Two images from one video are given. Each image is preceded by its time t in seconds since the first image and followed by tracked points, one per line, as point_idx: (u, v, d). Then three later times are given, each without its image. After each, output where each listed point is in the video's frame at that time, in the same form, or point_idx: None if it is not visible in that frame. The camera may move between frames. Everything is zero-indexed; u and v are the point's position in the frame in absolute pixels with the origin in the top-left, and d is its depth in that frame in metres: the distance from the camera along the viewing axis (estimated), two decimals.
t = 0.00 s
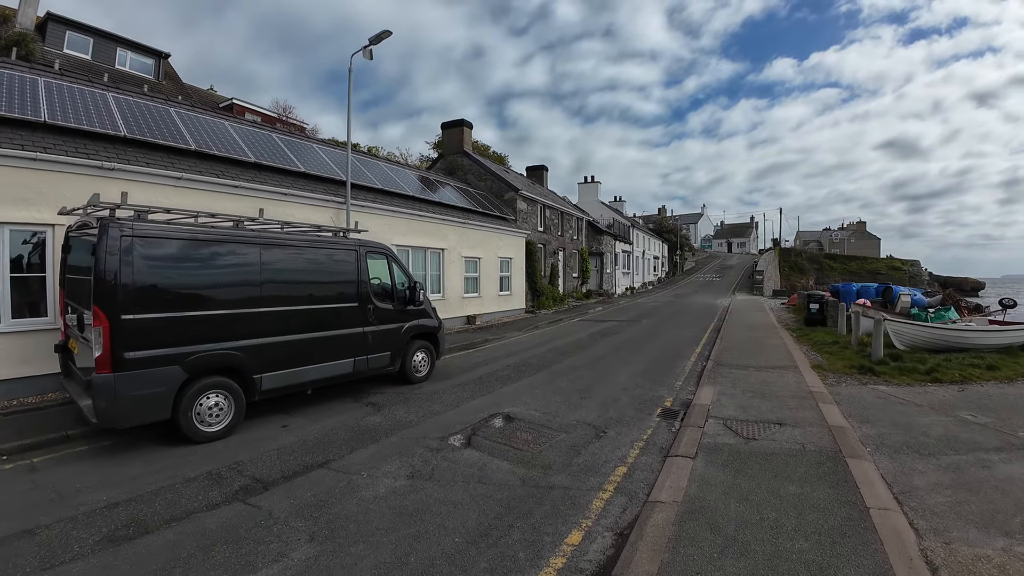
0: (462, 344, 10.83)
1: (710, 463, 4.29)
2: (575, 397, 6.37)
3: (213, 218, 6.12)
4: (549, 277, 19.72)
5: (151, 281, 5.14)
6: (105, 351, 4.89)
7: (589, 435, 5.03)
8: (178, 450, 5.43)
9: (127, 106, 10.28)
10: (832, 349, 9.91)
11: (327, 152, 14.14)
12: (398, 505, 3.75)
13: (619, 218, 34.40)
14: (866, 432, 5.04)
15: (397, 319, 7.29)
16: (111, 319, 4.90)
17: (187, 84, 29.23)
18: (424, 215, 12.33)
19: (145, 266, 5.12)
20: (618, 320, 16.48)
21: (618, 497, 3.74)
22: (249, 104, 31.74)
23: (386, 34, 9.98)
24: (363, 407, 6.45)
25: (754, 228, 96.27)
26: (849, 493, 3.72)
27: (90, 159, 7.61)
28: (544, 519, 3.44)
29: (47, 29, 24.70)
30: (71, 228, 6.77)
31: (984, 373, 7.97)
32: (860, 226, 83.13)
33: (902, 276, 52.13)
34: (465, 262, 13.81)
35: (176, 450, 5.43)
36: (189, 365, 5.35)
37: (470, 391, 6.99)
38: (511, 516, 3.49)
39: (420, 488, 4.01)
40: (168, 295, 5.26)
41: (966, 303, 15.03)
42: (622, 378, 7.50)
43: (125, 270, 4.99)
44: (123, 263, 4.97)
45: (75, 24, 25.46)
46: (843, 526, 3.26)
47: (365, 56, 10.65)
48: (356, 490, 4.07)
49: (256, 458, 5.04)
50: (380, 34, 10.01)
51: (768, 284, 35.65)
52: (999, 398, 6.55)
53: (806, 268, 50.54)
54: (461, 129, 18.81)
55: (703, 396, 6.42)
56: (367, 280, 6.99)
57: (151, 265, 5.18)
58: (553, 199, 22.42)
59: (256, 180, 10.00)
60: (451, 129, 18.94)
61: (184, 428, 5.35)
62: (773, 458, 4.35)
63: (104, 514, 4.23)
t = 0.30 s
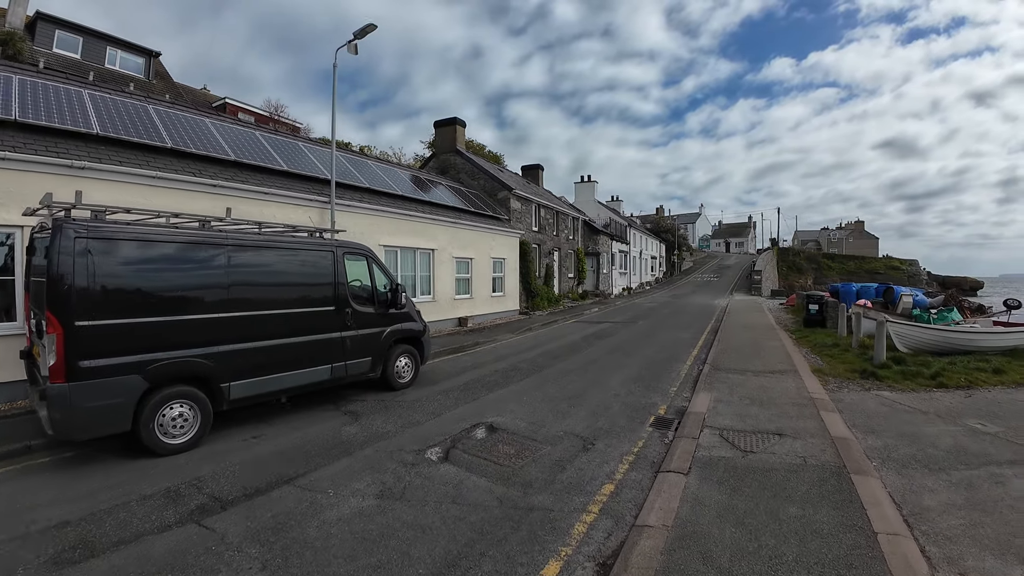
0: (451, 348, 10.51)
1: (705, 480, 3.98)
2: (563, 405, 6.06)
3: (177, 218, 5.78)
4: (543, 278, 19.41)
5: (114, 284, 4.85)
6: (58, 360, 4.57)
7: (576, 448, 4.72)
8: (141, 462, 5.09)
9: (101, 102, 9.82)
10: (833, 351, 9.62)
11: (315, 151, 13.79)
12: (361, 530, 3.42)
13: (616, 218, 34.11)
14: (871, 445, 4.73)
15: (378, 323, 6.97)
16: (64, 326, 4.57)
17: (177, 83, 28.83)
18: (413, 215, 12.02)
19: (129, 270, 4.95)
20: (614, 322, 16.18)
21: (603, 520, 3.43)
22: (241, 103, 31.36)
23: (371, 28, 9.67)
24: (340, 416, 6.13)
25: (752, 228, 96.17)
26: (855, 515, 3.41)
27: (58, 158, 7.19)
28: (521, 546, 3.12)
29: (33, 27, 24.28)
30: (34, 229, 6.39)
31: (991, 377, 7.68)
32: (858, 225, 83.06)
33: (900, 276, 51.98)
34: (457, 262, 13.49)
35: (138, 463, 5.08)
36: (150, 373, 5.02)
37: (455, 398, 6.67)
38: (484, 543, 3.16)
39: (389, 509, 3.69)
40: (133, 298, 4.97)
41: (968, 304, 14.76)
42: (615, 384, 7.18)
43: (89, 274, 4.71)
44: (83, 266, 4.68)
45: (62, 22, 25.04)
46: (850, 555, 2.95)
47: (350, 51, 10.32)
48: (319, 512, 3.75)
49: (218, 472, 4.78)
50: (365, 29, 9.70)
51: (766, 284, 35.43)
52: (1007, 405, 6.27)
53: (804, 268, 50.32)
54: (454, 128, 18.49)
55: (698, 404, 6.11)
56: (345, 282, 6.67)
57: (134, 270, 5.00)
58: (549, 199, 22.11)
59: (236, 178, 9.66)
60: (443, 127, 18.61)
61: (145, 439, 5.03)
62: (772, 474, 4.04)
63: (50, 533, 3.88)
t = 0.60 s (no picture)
0: (443, 348, 10.16)
1: (706, 493, 3.63)
2: (555, 409, 5.71)
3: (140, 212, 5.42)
4: (540, 277, 19.06)
5: (78, 280, 4.54)
6: (10, 361, 4.20)
7: (566, 457, 4.37)
8: (102, 471, 4.73)
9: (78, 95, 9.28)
10: (838, 351, 9.27)
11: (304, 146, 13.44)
12: (320, 551, 3.08)
13: (614, 216, 33.76)
14: (883, 452, 4.38)
15: (360, 322, 6.63)
16: (16, 325, 4.22)
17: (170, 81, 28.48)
18: (405, 213, 11.62)
19: (132, 267, 4.86)
20: (612, 321, 15.83)
21: (591, 540, 3.08)
22: (235, 101, 31.01)
23: (357, 17, 9.32)
24: (318, 421, 5.81)
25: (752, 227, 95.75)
26: (872, 534, 3.06)
27: (28, 154, 6.75)
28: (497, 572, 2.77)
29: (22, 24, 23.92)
30: None
31: (1005, 378, 7.33)
32: (858, 223, 82.68)
33: (902, 274, 51.58)
34: (450, 261, 13.13)
35: (99, 471, 4.72)
36: (109, 377, 4.68)
37: (440, 401, 6.32)
38: (457, 567, 2.81)
39: (355, 526, 3.37)
40: (116, 298, 4.76)
41: (974, 301, 14.40)
42: (611, 386, 6.84)
43: (66, 273, 4.49)
44: (62, 265, 4.46)
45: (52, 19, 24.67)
46: None
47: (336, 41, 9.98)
48: (279, 531, 3.42)
49: (179, 483, 4.51)
50: (351, 18, 9.36)
51: (767, 283, 35.04)
52: None
53: (805, 266, 49.97)
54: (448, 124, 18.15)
55: (698, 407, 5.76)
56: (324, 279, 6.33)
57: (138, 267, 4.92)
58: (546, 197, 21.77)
59: (215, 173, 8.99)
60: (438, 124, 18.27)
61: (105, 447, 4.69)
62: (778, 487, 3.69)
63: None
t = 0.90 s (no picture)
0: (434, 351, 9.82)
1: (706, 516, 3.28)
2: (545, 418, 5.36)
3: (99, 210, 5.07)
4: (538, 277, 18.70)
5: (31, 282, 4.19)
6: None
7: (554, 473, 4.02)
8: (56, 485, 4.39)
9: (55, 90, 8.96)
10: (844, 353, 8.91)
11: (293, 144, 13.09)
12: None
13: (614, 215, 33.37)
14: (898, 467, 4.02)
15: (340, 326, 6.30)
16: None
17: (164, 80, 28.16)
18: (396, 211, 11.19)
19: (132, 267, 4.77)
20: (611, 322, 15.46)
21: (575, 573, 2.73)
22: (230, 101, 30.62)
23: (342, 8, 8.97)
24: (294, 431, 5.50)
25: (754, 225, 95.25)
26: (892, 567, 2.71)
27: None
28: None
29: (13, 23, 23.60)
30: None
31: (1021, 381, 6.95)
32: (861, 221, 82.13)
33: (905, 272, 51.10)
34: (443, 261, 12.76)
35: (53, 486, 4.36)
36: (66, 386, 4.32)
37: (424, 408, 5.98)
38: None
39: (313, 554, 3.05)
40: (104, 300, 4.59)
41: (983, 300, 13.99)
42: (607, 391, 6.49)
43: (54, 276, 4.32)
44: (50, 267, 4.29)
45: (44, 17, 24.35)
46: None
47: (321, 34, 9.63)
48: (232, 559, 3.10)
49: (135, 500, 4.18)
50: (335, 10, 9.02)
51: (769, 282, 34.64)
52: None
53: (807, 265, 49.53)
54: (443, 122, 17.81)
55: (698, 415, 5.41)
56: (299, 281, 5.99)
57: (117, 268, 4.70)
58: (543, 195, 21.42)
59: (194, 171, 8.65)
60: (432, 122, 17.92)
61: (63, 458, 4.36)
62: (784, 508, 3.33)
63: None
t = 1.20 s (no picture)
0: (425, 351, 9.49)
1: (701, 530, 2.98)
2: (533, 421, 5.06)
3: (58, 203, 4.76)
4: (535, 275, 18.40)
5: None
6: None
7: (537, 481, 3.72)
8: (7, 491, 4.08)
9: (30, 84, 8.64)
10: (848, 351, 8.58)
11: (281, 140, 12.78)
12: None
13: (613, 213, 33.02)
14: (911, 475, 3.70)
15: (318, 324, 6.01)
16: None
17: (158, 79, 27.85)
18: (387, 207, 10.87)
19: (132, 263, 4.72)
20: (609, 320, 15.14)
21: None
22: (225, 100, 30.32)
23: None
24: (267, 434, 5.27)
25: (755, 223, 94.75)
26: None
27: None
28: None
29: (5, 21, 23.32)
30: None
31: None
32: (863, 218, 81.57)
33: (908, 269, 50.61)
34: (436, 258, 12.44)
35: (6, 491, 4.04)
36: (20, 387, 4.02)
37: (405, 410, 5.69)
38: None
39: (264, 571, 2.76)
40: (94, 296, 4.48)
41: (991, 295, 13.63)
42: (601, 392, 6.16)
43: (47, 273, 4.23)
44: (43, 265, 4.20)
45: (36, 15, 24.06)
46: None
47: (306, 25, 9.33)
48: None
49: (90, 507, 3.88)
50: None
51: (771, 280, 34.25)
52: None
53: (809, 263, 49.12)
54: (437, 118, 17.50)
55: (696, 417, 5.09)
56: (274, 276, 5.70)
57: (74, 264, 4.38)
58: (541, 192, 21.11)
59: (173, 165, 8.32)
60: (426, 118, 17.61)
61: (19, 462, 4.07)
62: (788, 522, 3.02)
63: None
